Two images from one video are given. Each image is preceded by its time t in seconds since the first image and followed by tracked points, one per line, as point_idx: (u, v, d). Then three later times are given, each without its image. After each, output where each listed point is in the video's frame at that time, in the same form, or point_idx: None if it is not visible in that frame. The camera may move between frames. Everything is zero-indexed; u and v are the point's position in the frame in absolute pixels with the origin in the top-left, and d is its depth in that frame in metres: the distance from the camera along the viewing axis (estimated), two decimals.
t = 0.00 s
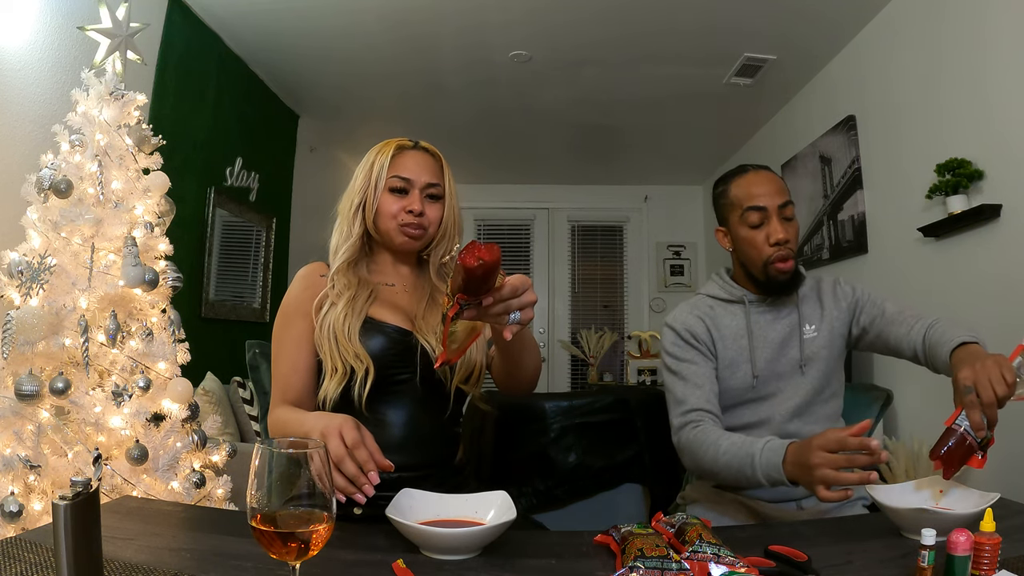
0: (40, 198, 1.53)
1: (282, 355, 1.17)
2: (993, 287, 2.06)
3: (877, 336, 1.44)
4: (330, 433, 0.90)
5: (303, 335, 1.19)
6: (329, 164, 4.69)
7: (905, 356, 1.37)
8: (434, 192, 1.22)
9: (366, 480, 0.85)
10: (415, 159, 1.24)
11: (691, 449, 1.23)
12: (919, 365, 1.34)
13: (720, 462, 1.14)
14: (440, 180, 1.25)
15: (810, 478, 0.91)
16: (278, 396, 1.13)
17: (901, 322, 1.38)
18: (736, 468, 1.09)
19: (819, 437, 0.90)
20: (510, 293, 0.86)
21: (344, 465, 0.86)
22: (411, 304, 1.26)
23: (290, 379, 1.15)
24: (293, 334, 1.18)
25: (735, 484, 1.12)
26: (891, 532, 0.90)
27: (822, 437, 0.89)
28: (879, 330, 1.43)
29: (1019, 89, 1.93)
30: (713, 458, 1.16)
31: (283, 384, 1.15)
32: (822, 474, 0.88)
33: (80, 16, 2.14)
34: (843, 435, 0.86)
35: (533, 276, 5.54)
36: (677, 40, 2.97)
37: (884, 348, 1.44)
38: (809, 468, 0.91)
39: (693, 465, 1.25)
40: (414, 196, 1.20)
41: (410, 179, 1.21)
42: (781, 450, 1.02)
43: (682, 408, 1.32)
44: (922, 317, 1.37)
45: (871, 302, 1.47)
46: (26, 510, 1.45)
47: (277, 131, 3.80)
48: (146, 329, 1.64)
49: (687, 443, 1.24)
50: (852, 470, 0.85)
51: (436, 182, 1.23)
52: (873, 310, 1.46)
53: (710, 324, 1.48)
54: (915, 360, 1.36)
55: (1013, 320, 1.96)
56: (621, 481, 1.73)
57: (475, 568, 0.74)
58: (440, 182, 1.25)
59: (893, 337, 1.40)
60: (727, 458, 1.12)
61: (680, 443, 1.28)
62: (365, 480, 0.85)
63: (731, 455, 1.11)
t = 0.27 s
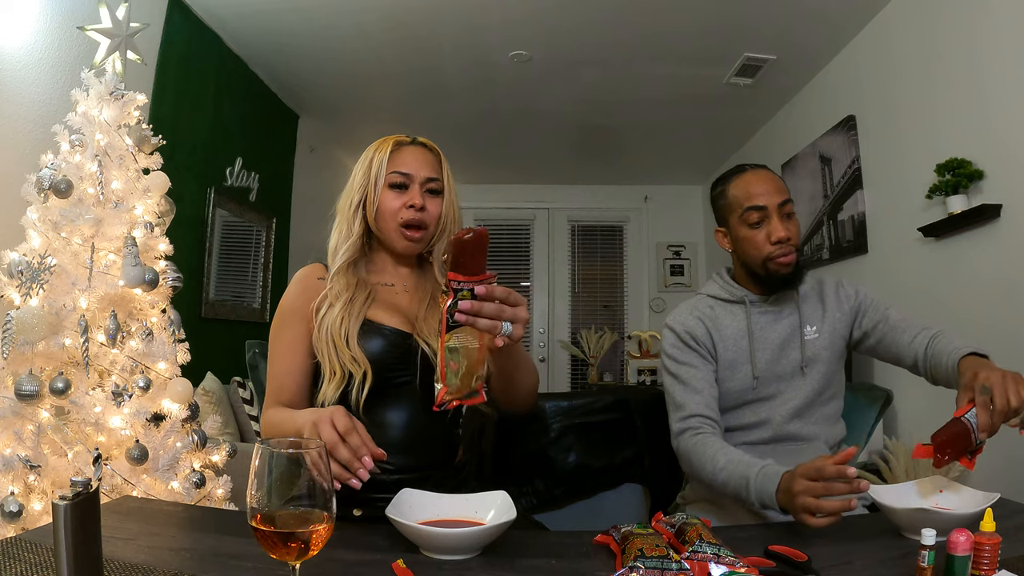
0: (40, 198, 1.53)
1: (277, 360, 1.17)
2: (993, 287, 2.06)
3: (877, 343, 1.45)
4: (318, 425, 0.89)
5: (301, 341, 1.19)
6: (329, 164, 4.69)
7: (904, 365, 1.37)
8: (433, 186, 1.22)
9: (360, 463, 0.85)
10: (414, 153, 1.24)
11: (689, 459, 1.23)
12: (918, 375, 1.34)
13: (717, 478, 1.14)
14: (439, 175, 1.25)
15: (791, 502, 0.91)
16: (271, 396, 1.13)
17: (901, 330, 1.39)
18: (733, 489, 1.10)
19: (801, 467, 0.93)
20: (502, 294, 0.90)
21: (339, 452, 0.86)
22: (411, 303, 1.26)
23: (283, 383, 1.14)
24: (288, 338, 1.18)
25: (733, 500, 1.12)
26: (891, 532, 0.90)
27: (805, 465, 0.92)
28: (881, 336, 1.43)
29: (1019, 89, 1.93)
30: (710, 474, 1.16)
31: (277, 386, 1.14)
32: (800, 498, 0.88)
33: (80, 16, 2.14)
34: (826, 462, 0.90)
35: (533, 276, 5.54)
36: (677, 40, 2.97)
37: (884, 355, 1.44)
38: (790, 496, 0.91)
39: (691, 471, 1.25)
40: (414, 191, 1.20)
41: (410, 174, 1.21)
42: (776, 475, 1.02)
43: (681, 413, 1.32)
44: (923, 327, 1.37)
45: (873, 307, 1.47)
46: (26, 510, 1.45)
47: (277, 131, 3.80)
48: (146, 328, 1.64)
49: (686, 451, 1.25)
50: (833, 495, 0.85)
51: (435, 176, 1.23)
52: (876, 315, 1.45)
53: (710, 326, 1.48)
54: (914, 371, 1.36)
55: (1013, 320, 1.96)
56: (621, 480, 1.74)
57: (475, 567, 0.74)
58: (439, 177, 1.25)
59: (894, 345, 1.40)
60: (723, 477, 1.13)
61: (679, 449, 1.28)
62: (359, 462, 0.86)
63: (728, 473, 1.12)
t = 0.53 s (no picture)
0: (40, 198, 1.53)
1: (270, 360, 1.17)
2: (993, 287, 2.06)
3: (878, 349, 1.47)
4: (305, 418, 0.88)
5: (297, 340, 1.19)
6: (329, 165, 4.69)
7: (907, 369, 1.41)
8: (433, 185, 1.22)
9: (363, 429, 0.84)
10: (414, 151, 1.24)
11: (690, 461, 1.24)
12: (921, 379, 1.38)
13: (720, 478, 1.15)
14: (439, 173, 1.25)
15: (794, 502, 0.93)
16: (263, 393, 1.15)
17: (902, 336, 1.42)
18: (736, 488, 1.11)
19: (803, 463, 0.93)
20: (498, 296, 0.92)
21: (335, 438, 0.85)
22: (411, 304, 1.25)
23: (278, 379, 1.15)
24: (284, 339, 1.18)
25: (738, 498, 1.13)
26: (891, 532, 0.90)
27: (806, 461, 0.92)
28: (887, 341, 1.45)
29: (1019, 89, 1.93)
30: (712, 475, 1.17)
31: (271, 385, 1.15)
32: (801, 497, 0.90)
33: (81, 16, 2.14)
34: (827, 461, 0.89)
35: (533, 276, 5.54)
36: (677, 41, 2.97)
37: (886, 357, 1.47)
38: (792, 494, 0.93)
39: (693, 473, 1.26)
40: (415, 190, 1.20)
41: (411, 172, 1.21)
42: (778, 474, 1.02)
43: (682, 416, 1.32)
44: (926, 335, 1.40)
45: (877, 310, 1.49)
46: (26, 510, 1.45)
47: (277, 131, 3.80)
48: (146, 328, 1.64)
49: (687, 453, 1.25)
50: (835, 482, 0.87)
51: (435, 174, 1.23)
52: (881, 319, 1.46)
53: (713, 326, 1.47)
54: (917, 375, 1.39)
55: (1013, 320, 1.96)
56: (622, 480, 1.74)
57: (475, 568, 0.74)
58: (440, 175, 1.25)
59: (898, 350, 1.43)
60: (726, 478, 1.14)
61: (681, 453, 1.29)
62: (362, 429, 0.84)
63: (730, 475, 1.13)
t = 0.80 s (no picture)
0: (40, 198, 1.53)
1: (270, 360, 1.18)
2: (993, 287, 2.06)
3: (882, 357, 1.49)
4: (311, 398, 0.91)
5: (297, 339, 1.20)
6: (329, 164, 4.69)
7: (913, 378, 1.43)
8: (433, 186, 1.22)
9: (372, 399, 0.88)
10: (414, 151, 1.23)
11: (703, 447, 1.21)
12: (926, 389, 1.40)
13: (741, 454, 1.13)
14: (440, 173, 1.25)
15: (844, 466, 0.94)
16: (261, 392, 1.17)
17: (907, 345, 1.45)
18: (762, 457, 1.09)
19: (858, 423, 0.93)
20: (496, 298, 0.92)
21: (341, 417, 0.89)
22: (412, 304, 1.25)
23: (276, 377, 1.17)
24: (283, 337, 1.19)
25: (759, 474, 1.11)
26: (891, 532, 0.90)
27: (863, 424, 0.92)
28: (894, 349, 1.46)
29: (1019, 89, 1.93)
30: (732, 451, 1.14)
31: (267, 383, 1.17)
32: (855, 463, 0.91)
33: (81, 16, 2.14)
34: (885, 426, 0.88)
35: (533, 276, 5.54)
36: (678, 41, 2.97)
37: (892, 364, 1.49)
38: (839, 456, 0.94)
39: (702, 462, 1.22)
40: (414, 191, 1.20)
41: (411, 173, 1.20)
42: (813, 432, 1.02)
43: (690, 405, 1.30)
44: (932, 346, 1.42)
45: (886, 316, 1.50)
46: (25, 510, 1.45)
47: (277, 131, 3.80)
48: (146, 328, 1.64)
49: (698, 442, 1.22)
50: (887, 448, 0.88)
51: (435, 174, 1.23)
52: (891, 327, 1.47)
53: (722, 320, 1.46)
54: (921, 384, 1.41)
55: (1012, 320, 1.96)
56: (622, 480, 1.74)
57: (475, 568, 0.74)
58: (440, 175, 1.25)
59: (905, 358, 1.45)
60: (751, 448, 1.11)
61: (689, 442, 1.25)
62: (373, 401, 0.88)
63: (755, 444, 1.11)
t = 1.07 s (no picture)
0: (40, 198, 1.53)
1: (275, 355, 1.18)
2: (993, 288, 2.06)
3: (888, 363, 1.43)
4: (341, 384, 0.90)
5: (299, 338, 1.20)
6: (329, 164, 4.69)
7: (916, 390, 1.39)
8: (430, 186, 1.21)
9: (405, 360, 0.90)
10: (411, 151, 1.23)
11: (717, 436, 1.11)
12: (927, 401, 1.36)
13: (761, 442, 1.05)
14: (437, 172, 1.25)
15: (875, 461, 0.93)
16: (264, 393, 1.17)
17: (915, 356, 1.39)
18: (784, 443, 1.02)
19: (895, 427, 0.89)
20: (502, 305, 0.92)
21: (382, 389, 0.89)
22: (412, 302, 1.25)
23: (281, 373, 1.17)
24: (285, 334, 1.19)
25: (778, 464, 1.04)
26: (891, 532, 0.90)
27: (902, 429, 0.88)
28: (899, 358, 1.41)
29: (1020, 90, 1.93)
30: (749, 438, 1.06)
31: (273, 378, 1.16)
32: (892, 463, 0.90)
33: (81, 15, 2.14)
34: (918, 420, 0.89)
35: (533, 276, 5.54)
36: (678, 40, 2.97)
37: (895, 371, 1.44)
38: (873, 454, 0.92)
39: (715, 455, 1.12)
40: (411, 192, 1.19)
41: (407, 174, 1.19)
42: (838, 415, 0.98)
43: (700, 395, 1.20)
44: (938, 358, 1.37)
45: (893, 321, 1.43)
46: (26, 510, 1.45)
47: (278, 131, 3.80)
48: (146, 328, 1.64)
49: (710, 432, 1.13)
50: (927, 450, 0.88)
51: (433, 174, 1.21)
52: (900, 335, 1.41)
53: (734, 314, 1.38)
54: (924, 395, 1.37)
55: (1012, 320, 1.96)
56: (622, 481, 1.74)
57: (475, 568, 0.74)
58: (437, 174, 1.24)
59: (909, 368, 1.40)
60: (772, 435, 1.03)
61: (701, 433, 1.15)
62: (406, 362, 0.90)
63: (776, 431, 1.03)
